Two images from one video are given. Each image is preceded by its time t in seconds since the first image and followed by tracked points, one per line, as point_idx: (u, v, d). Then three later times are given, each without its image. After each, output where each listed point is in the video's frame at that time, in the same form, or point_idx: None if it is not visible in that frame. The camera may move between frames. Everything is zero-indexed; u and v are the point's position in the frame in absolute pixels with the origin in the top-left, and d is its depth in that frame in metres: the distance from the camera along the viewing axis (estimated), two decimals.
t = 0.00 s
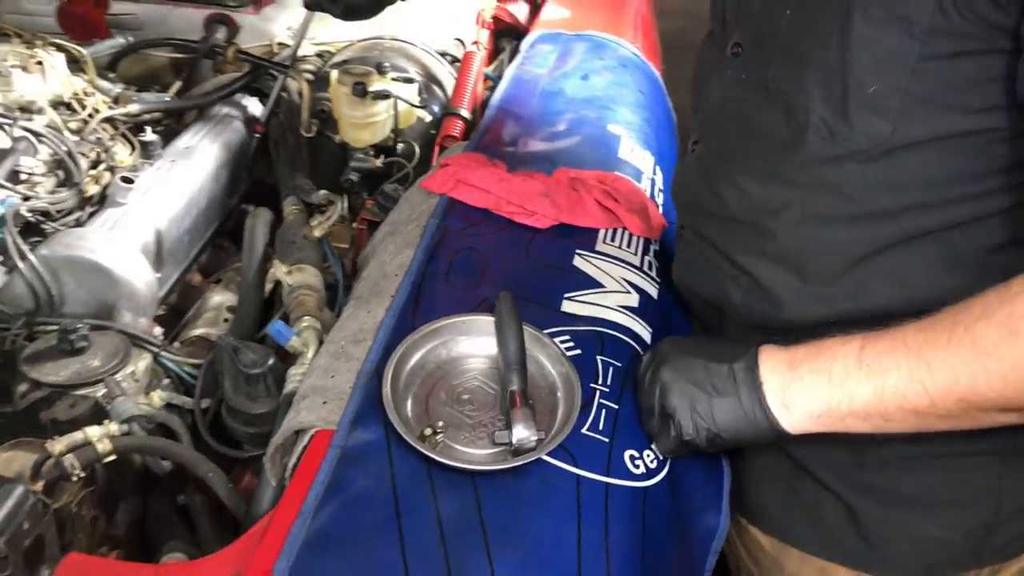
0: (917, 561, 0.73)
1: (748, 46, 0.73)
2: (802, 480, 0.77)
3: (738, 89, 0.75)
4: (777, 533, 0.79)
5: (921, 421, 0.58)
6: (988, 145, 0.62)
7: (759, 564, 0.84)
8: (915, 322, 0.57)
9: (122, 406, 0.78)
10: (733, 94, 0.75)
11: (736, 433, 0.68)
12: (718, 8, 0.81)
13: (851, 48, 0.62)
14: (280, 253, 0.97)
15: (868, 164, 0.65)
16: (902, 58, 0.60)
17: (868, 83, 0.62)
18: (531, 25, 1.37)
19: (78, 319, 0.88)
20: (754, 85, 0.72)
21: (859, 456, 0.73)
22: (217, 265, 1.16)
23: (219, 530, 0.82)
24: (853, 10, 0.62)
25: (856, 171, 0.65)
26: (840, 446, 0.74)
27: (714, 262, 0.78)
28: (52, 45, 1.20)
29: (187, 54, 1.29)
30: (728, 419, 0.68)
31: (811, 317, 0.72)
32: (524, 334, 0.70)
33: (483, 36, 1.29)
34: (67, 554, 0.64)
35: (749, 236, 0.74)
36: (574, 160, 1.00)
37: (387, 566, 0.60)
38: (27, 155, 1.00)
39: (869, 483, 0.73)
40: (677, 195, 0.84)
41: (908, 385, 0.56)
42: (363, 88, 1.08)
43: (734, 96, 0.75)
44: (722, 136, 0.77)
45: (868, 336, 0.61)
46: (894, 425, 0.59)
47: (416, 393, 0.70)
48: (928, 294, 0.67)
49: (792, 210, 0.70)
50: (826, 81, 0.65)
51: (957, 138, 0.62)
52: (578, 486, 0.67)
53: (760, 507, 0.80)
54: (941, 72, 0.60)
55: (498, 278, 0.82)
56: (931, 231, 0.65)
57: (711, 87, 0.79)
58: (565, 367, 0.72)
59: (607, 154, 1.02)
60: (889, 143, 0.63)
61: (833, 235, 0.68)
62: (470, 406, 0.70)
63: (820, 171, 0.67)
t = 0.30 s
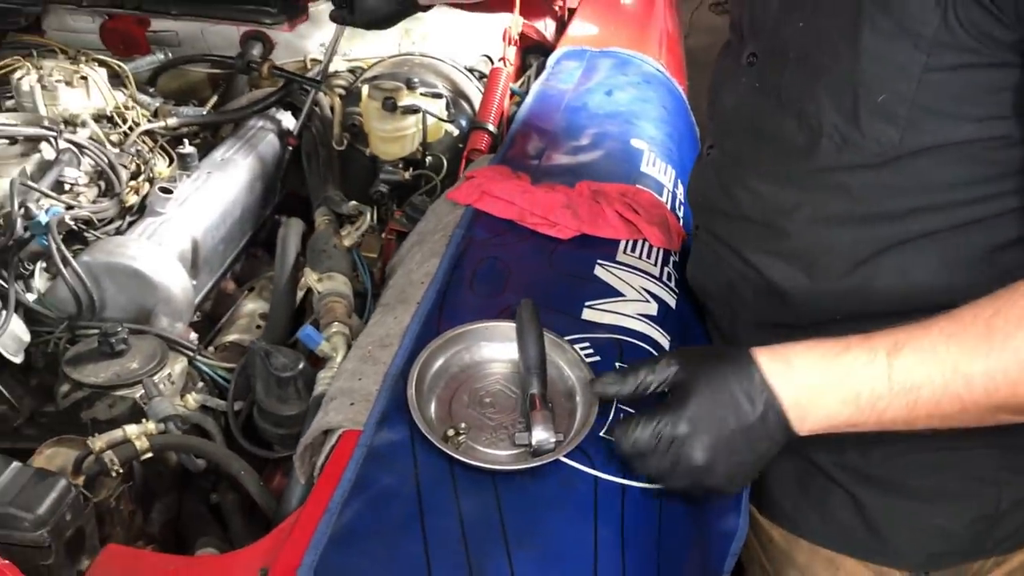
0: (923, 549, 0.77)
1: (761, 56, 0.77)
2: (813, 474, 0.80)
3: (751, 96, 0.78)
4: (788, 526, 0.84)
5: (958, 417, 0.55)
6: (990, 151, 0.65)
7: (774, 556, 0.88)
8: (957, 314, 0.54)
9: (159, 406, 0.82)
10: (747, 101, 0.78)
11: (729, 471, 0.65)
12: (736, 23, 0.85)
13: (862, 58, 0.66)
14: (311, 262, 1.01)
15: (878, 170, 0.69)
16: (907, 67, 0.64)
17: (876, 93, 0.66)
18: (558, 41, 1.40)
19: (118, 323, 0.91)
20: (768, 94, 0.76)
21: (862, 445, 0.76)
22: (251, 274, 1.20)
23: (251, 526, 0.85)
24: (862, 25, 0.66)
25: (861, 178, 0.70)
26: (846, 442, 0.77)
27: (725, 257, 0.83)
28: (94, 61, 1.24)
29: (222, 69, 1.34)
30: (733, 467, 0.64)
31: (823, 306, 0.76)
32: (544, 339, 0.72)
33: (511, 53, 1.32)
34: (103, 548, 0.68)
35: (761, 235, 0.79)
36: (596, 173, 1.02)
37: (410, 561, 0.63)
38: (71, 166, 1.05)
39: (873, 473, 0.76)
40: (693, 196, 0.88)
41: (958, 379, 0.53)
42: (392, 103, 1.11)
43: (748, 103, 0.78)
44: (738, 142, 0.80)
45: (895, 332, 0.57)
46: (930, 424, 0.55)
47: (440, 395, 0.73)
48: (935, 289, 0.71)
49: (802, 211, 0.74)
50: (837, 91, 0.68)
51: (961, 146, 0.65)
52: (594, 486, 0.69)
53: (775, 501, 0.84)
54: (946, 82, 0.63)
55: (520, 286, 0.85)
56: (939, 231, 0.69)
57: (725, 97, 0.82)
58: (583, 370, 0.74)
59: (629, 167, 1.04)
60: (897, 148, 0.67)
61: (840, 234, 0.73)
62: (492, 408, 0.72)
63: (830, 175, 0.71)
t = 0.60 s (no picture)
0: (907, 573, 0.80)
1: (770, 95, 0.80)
2: (805, 498, 0.84)
3: (760, 133, 0.81)
4: (779, 547, 0.87)
5: (873, 460, 0.62)
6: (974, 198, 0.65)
7: None
8: (885, 364, 0.62)
9: (180, 398, 0.86)
10: (757, 139, 0.82)
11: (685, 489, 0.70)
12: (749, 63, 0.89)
13: (858, 101, 0.70)
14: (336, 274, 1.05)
15: (867, 211, 0.71)
16: (901, 116, 0.67)
17: (869, 136, 0.69)
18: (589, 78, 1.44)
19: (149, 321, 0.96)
20: (775, 133, 0.79)
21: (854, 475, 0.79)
22: (280, 283, 1.25)
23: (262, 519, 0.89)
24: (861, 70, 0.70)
25: (856, 218, 0.72)
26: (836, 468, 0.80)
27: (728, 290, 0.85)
28: (147, 76, 1.31)
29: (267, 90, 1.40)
30: (656, 504, 0.71)
31: (816, 339, 0.78)
32: (544, 352, 0.76)
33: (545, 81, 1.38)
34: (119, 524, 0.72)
35: (758, 267, 0.81)
36: (612, 202, 1.07)
37: (403, 551, 0.66)
38: (117, 172, 1.11)
39: (864, 501, 0.79)
40: (701, 225, 0.91)
41: (886, 424, 0.60)
42: (423, 126, 1.18)
43: (758, 139, 0.81)
44: (743, 176, 0.83)
45: (827, 377, 0.64)
46: (854, 463, 0.62)
47: (442, 399, 0.77)
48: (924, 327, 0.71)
49: (801, 244, 0.77)
50: (834, 134, 0.72)
51: (947, 190, 0.66)
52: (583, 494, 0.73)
53: (769, 523, 0.87)
54: (933, 130, 0.65)
55: (528, 303, 0.89)
56: (921, 271, 0.70)
57: (737, 133, 0.86)
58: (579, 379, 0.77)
59: (645, 199, 1.08)
60: (890, 189, 0.69)
61: (834, 272, 0.75)
62: (491, 414, 0.76)
63: (826, 214, 0.74)
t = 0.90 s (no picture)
0: None
1: (751, 133, 0.84)
2: (780, 527, 0.85)
3: (740, 170, 0.85)
4: None
5: (825, 493, 0.65)
6: (936, 240, 0.68)
7: None
8: (840, 401, 0.64)
9: (174, 406, 0.90)
10: (736, 176, 0.85)
11: (646, 517, 0.72)
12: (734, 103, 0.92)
13: (827, 144, 0.72)
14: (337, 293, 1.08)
15: (838, 249, 0.74)
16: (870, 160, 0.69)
17: (836, 176, 0.71)
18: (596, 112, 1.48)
19: (152, 331, 1.00)
20: (754, 171, 0.82)
21: (826, 506, 0.80)
22: (289, 301, 1.29)
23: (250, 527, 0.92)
24: (831, 114, 0.73)
25: (826, 255, 0.74)
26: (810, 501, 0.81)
27: (710, 323, 0.87)
28: (169, 97, 1.36)
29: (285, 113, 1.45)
30: (614, 529, 0.73)
31: (791, 371, 0.80)
32: (520, 373, 0.78)
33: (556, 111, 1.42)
34: (106, 523, 0.75)
35: (736, 301, 0.83)
36: (607, 232, 1.09)
37: (371, 560, 0.68)
38: (133, 188, 1.16)
39: (834, 532, 0.80)
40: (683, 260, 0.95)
41: (837, 456, 0.62)
42: (430, 152, 1.21)
43: (737, 177, 0.85)
44: (723, 212, 0.87)
45: (784, 411, 0.66)
46: (808, 495, 0.64)
47: (420, 416, 0.80)
48: (892, 362, 0.73)
49: (775, 279, 0.79)
50: (806, 174, 0.75)
51: (912, 231, 0.69)
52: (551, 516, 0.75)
53: (743, 553, 0.88)
54: (899, 173, 0.68)
55: (515, 326, 0.91)
56: (883, 311, 0.72)
57: (719, 170, 0.89)
58: (552, 402, 0.80)
59: (640, 229, 1.11)
60: (858, 229, 0.72)
61: (805, 308, 0.77)
62: (466, 432, 0.79)
63: (798, 251, 0.76)
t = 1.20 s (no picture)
0: None
1: (742, 177, 0.88)
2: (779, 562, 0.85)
3: (732, 211, 0.89)
4: None
5: (814, 532, 0.67)
6: (919, 281, 0.72)
7: None
8: (826, 442, 0.67)
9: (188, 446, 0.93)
10: (729, 217, 0.89)
11: (640, 557, 0.75)
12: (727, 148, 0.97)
13: (814, 187, 0.77)
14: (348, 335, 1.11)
15: (827, 289, 0.78)
16: (853, 205, 0.73)
17: (823, 220, 0.76)
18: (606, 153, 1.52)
19: (169, 372, 1.03)
20: (745, 214, 0.86)
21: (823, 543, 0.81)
22: (307, 341, 1.32)
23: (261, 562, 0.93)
24: (817, 159, 0.77)
25: (817, 296, 0.78)
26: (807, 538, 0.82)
27: (705, 364, 0.91)
28: (190, 143, 1.40)
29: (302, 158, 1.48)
30: (609, 570, 0.75)
31: (781, 414, 0.86)
32: (520, 415, 0.79)
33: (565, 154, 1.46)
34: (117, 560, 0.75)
35: (729, 344, 0.88)
36: (613, 274, 1.12)
37: None
38: (154, 233, 1.20)
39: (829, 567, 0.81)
40: (680, 301, 0.98)
41: (824, 495, 0.65)
42: (440, 197, 1.25)
43: (731, 219, 0.88)
44: (717, 253, 0.90)
45: (772, 452, 0.69)
46: (798, 534, 0.67)
47: (423, 457, 0.82)
48: (882, 401, 0.78)
49: (766, 318, 0.83)
50: (795, 218, 0.79)
51: (896, 273, 0.73)
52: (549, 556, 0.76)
53: None
54: (882, 216, 0.72)
55: (519, 368, 0.93)
56: (868, 351, 0.77)
57: (712, 213, 0.93)
58: (552, 444, 0.82)
59: (646, 271, 1.13)
60: (845, 271, 0.76)
61: (795, 346, 0.81)
62: (467, 474, 0.81)
63: (788, 291, 0.81)
